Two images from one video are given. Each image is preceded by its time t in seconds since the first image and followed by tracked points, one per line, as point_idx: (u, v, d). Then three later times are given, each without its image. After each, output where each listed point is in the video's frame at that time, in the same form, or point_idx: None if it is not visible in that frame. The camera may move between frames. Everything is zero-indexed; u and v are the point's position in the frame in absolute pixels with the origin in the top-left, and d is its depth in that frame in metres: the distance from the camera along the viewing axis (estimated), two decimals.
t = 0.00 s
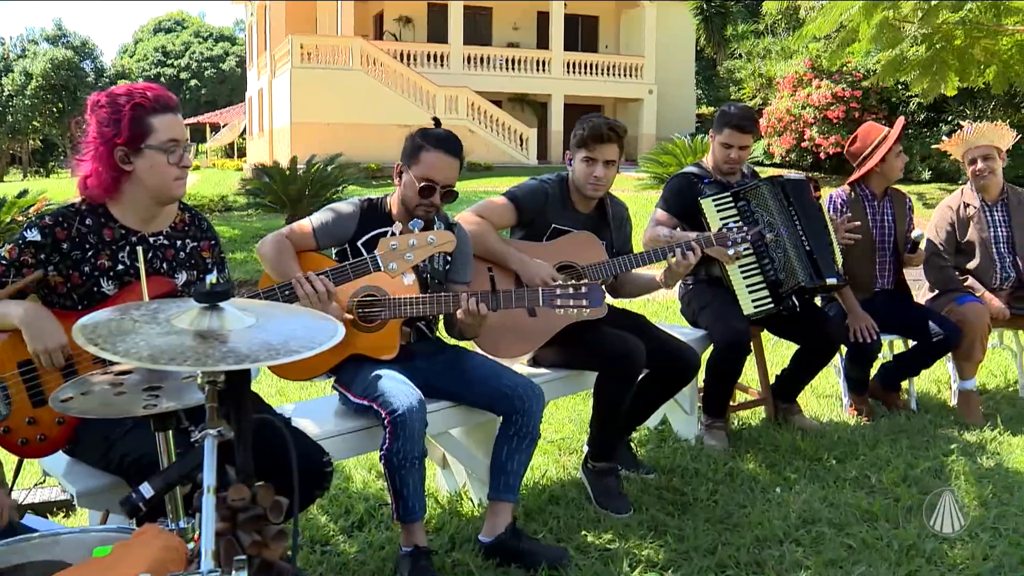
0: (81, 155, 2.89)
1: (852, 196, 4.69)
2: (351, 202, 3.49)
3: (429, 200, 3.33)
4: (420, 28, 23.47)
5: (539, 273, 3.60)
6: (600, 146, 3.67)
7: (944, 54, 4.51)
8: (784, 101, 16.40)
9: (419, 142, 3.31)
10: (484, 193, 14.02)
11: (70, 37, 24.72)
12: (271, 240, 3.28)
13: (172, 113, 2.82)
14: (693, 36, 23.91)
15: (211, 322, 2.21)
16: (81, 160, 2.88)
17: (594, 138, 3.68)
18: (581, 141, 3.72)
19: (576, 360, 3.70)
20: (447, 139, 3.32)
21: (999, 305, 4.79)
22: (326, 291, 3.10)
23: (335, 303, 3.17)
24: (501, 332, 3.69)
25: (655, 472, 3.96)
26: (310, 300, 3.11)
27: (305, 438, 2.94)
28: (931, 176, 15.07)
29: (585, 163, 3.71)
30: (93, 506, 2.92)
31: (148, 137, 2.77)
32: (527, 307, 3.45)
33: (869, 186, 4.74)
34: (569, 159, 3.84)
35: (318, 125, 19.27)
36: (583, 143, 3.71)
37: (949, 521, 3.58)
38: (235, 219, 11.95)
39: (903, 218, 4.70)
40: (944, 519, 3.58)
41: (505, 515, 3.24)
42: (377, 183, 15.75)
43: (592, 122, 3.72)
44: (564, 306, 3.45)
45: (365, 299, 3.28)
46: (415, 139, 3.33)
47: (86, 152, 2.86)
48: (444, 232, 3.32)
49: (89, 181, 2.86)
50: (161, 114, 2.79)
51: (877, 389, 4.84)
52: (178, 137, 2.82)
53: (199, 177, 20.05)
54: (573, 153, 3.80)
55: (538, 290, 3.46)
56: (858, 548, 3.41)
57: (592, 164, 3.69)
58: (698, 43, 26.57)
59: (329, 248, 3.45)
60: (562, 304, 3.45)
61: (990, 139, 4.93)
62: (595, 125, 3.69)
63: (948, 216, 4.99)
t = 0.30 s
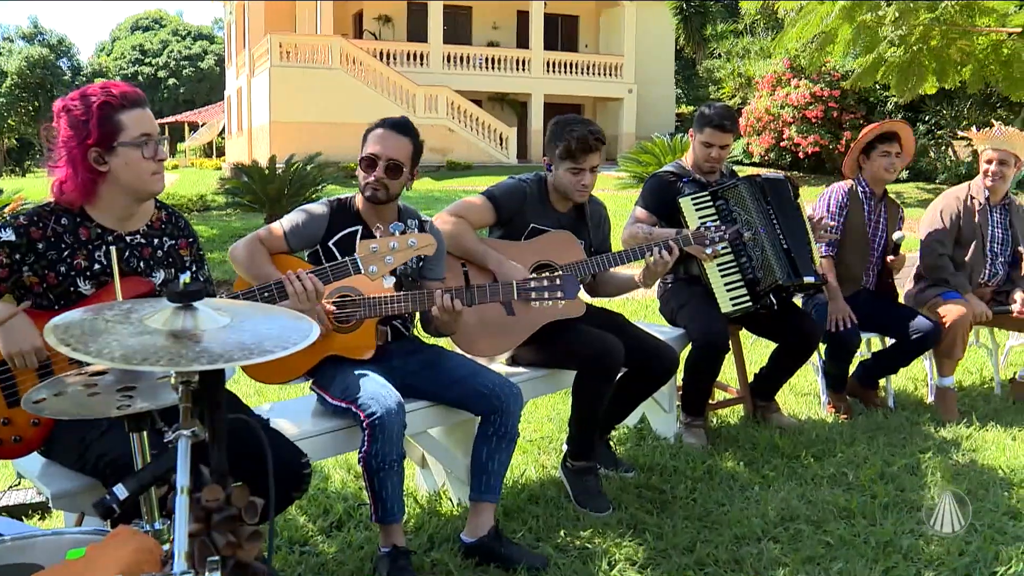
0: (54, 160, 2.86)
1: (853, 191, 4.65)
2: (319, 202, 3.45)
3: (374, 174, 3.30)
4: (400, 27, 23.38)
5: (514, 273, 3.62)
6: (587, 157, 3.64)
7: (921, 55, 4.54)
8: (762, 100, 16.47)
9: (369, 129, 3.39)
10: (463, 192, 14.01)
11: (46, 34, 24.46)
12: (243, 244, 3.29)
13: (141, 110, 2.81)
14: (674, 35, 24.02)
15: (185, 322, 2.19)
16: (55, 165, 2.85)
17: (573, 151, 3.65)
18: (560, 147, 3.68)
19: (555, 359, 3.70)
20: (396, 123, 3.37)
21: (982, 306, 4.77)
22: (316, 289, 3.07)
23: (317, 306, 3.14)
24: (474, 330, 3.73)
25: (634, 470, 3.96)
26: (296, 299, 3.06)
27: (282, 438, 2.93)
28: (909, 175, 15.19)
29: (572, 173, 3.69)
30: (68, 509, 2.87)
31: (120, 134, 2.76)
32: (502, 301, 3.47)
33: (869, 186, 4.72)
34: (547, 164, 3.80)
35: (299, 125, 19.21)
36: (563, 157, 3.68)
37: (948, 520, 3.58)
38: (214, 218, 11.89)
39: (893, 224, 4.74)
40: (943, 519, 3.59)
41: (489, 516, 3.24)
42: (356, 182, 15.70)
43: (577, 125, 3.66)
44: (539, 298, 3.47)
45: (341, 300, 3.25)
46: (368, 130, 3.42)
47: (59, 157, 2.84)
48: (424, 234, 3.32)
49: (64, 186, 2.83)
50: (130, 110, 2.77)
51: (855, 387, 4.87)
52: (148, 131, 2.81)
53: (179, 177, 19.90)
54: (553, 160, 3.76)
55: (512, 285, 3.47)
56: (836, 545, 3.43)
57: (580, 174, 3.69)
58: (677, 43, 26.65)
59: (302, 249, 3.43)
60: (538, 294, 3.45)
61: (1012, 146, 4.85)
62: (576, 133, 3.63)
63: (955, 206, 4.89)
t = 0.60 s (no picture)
0: (26, 157, 2.84)
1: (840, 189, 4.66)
2: (287, 204, 3.44)
3: (336, 172, 3.31)
4: (379, 25, 23.27)
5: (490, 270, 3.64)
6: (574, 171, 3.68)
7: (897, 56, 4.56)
8: (741, 100, 16.52)
9: (331, 129, 3.39)
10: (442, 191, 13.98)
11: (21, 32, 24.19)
12: (211, 247, 3.24)
13: (116, 108, 2.78)
14: (654, 35, 24.10)
15: (157, 322, 2.17)
16: (27, 162, 2.83)
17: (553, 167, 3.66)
18: (545, 162, 3.67)
19: (533, 357, 3.70)
20: (358, 122, 3.38)
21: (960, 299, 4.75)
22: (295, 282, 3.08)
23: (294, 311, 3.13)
24: (449, 321, 3.73)
25: (612, 469, 3.97)
26: (277, 295, 3.07)
27: (259, 438, 2.92)
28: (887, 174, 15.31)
29: (558, 185, 3.73)
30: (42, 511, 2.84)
31: (91, 132, 2.73)
32: (476, 294, 3.49)
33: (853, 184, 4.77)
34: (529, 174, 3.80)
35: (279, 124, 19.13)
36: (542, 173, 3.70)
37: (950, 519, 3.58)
38: (192, 217, 11.80)
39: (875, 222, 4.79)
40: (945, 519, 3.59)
41: (464, 514, 3.24)
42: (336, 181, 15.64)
43: (562, 135, 3.65)
44: (512, 290, 3.50)
45: (315, 299, 3.24)
46: (330, 129, 3.42)
47: (30, 154, 2.81)
48: (397, 231, 3.33)
49: (35, 183, 2.80)
50: (103, 108, 2.74)
51: (832, 385, 4.90)
52: (121, 131, 2.77)
53: (157, 176, 19.72)
54: (534, 172, 3.75)
55: (485, 277, 3.50)
56: (813, 542, 3.45)
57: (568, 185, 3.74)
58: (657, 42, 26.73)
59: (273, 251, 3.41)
60: (511, 286, 3.51)
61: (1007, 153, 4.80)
62: (560, 150, 3.63)
63: (938, 199, 4.85)
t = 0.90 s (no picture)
0: None
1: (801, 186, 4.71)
2: (261, 204, 3.43)
3: (307, 172, 3.29)
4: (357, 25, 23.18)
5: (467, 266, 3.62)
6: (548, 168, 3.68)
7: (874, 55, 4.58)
8: (719, 99, 16.58)
9: (301, 129, 3.38)
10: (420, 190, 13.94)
11: None
12: (186, 249, 3.21)
13: (87, 106, 2.75)
14: (634, 35, 24.19)
15: (129, 322, 2.15)
16: None
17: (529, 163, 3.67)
18: (519, 159, 3.68)
19: (510, 355, 3.71)
20: (328, 121, 3.36)
21: (933, 300, 4.75)
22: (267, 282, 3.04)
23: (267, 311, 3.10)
24: (427, 317, 3.65)
25: (591, 468, 3.97)
26: (251, 295, 3.03)
27: (233, 438, 2.90)
28: (864, 173, 15.45)
29: (533, 182, 3.73)
30: (15, 514, 2.80)
31: (60, 130, 2.70)
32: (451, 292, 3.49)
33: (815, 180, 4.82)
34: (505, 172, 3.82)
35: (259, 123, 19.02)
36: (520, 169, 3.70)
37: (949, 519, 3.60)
38: (168, 217, 11.72)
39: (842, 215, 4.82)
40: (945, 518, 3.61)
41: (442, 513, 3.22)
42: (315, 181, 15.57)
43: (538, 133, 3.66)
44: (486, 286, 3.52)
45: (290, 300, 3.22)
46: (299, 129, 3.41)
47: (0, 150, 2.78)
48: (374, 231, 3.32)
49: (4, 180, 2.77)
50: (73, 106, 2.71)
51: (809, 383, 4.92)
52: (92, 128, 2.74)
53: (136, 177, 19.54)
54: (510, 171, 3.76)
55: (460, 274, 3.51)
56: (790, 539, 3.47)
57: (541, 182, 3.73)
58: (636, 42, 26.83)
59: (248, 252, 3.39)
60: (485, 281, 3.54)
61: (955, 139, 4.92)
62: (535, 146, 3.64)
63: (896, 201, 4.89)
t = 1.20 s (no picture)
0: None
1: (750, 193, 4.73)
2: (249, 202, 3.41)
3: (290, 175, 3.26)
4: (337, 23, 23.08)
5: (447, 261, 3.61)
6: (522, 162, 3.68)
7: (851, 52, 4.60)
8: (699, 98, 16.64)
9: (287, 130, 3.34)
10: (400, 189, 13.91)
11: None
12: (170, 244, 3.21)
13: (59, 104, 2.71)
14: (614, 34, 24.25)
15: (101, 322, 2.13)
16: None
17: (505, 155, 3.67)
18: (493, 151, 3.69)
19: (490, 353, 3.72)
20: (311, 124, 3.33)
21: (900, 298, 4.81)
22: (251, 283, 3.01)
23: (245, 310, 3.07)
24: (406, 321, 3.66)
25: (570, 466, 3.98)
26: (231, 294, 2.99)
27: (211, 437, 2.88)
28: (842, 172, 15.56)
29: (507, 175, 3.72)
30: None
31: (30, 128, 2.66)
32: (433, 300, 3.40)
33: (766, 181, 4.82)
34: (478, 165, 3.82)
35: (239, 122, 18.91)
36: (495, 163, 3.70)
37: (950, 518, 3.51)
38: (146, 216, 11.63)
39: (801, 210, 4.82)
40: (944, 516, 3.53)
41: (425, 514, 3.23)
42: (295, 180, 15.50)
43: (511, 125, 3.65)
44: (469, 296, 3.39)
45: (270, 300, 3.19)
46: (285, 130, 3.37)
47: None
48: (353, 232, 3.26)
49: None
50: (44, 104, 2.67)
51: (787, 381, 4.94)
52: (63, 128, 2.69)
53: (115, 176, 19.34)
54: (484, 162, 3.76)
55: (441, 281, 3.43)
56: (769, 536, 3.48)
57: (516, 176, 3.73)
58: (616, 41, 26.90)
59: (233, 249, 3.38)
60: (468, 289, 3.42)
61: (891, 132, 4.93)
62: (509, 138, 3.64)
63: (845, 209, 4.94)
